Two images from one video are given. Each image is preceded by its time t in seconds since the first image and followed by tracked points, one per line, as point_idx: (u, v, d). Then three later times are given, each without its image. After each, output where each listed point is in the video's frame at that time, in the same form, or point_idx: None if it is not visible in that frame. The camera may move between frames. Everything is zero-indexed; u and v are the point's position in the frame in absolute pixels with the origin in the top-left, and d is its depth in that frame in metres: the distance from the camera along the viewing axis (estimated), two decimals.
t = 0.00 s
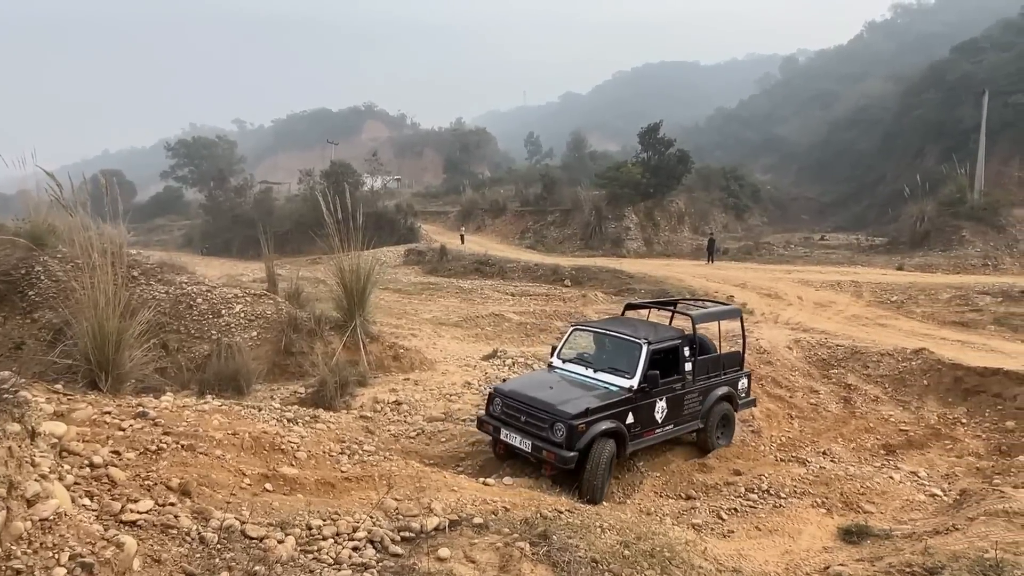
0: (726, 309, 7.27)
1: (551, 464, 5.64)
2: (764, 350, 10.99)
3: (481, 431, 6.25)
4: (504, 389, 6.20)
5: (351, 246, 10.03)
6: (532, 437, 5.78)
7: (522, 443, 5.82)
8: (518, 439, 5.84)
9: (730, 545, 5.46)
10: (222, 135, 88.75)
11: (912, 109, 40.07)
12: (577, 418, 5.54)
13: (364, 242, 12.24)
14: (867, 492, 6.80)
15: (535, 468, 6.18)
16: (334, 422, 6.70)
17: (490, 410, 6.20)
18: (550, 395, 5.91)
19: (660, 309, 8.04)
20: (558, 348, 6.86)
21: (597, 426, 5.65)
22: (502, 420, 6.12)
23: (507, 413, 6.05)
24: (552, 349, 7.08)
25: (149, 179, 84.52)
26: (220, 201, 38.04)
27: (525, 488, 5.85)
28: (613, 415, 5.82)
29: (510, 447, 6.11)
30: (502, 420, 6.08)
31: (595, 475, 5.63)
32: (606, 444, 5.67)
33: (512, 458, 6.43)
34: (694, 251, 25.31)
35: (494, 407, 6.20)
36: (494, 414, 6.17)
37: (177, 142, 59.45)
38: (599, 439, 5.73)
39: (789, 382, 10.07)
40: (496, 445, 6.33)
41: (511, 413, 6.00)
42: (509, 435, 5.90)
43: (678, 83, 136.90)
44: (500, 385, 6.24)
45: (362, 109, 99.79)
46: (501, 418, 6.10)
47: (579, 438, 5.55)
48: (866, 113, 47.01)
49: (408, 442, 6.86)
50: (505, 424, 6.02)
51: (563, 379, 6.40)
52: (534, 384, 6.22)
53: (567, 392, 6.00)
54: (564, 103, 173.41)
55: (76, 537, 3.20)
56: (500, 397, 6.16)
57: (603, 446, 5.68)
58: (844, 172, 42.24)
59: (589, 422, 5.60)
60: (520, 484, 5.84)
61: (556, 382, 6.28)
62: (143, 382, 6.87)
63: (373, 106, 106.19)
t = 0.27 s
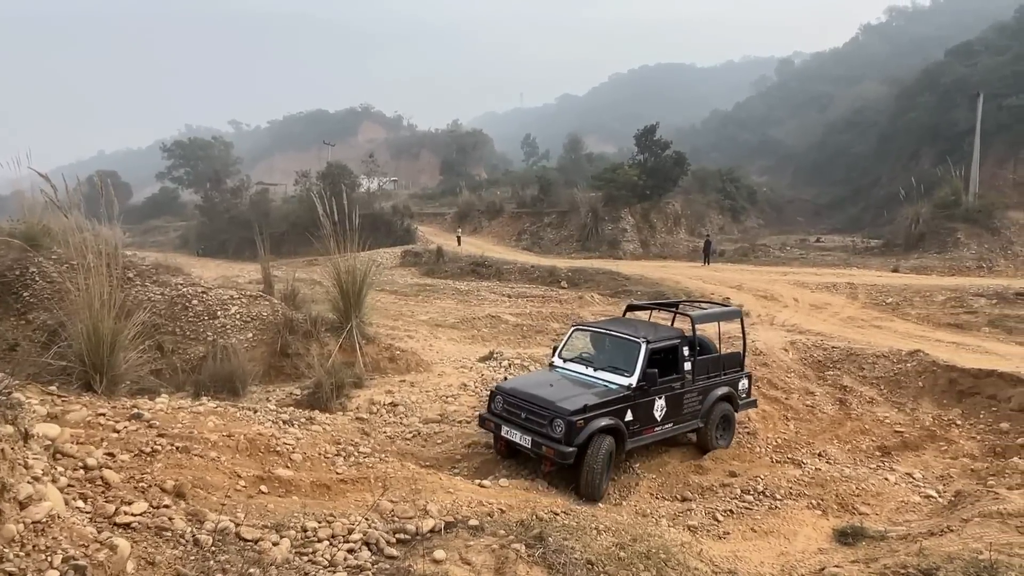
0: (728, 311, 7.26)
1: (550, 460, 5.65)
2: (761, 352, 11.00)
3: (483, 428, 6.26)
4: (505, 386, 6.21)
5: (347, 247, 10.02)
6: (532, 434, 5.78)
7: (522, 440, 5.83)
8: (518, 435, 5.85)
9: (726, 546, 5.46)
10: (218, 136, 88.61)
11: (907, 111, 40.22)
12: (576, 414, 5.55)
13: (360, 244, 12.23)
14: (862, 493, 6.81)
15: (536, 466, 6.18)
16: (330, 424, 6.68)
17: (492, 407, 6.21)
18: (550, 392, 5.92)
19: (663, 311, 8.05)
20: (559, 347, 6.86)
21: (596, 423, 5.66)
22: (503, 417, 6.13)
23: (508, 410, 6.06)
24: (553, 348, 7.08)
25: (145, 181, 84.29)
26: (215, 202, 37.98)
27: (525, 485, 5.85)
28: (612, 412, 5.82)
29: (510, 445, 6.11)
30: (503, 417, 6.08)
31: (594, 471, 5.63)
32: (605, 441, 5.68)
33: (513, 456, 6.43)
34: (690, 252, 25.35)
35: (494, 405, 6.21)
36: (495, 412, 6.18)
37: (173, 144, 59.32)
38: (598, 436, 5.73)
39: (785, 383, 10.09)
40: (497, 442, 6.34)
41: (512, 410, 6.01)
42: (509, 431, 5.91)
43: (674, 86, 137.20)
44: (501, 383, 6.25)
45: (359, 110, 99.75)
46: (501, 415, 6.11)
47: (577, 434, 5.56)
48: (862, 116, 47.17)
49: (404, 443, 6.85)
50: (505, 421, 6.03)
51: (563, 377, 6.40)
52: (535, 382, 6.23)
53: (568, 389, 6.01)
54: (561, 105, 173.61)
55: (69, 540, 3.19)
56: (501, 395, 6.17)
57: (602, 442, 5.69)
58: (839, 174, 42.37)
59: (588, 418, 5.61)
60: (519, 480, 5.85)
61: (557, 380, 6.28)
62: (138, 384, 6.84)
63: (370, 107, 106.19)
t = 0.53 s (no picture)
0: (725, 312, 7.28)
1: (547, 460, 5.65)
2: (756, 354, 11.02)
3: (481, 429, 6.24)
4: (502, 387, 6.20)
5: (344, 248, 10.00)
6: (529, 434, 5.78)
7: (520, 440, 5.83)
8: (516, 436, 5.84)
9: (722, 548, 5.47)
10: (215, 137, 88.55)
11: (902, 114, 40.37)
12: (574, 415, 5.55)
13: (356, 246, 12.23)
14: (857, 495, 6.82)
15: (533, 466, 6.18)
16: (326, 426, 6.68)
17: (489, 407, 6.20)
18: (548, 393, 5.92)
19: (660, 312, 8.07)
20: (557, 348, 6.85)
21: (593, 423, 5.66)
22: (501, 418, 6.12)
23: (505, 411, 6.05)
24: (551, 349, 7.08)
25: (142, 182, 84.20)
26: (212, 203, 37.94)
27: (521, 485, 5.86)
28: (609, 413, 5.83)
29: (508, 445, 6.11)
30: (500, 418, 6.08)
31: (591, 472, 5.64)
32: (602, 442, 5.69)
33: (510, 456, 6.43)
34: (686, 254, 25.39)
35: (492, 405, 6.20)
36: (493, 412, 6.17)
37: (170, 144, 59.23)
38: (595, 437, 5.74)
39: (781, 385, 10.11)
40: (494, 443, 6.34)
41: (509, 411, 6.01)
42: (507, 432, 5.91)
43: (671, 88, 137.51)
44: (500, 383, 6.24)
45: (356, 111, 99.77)
46: (499, 415, 6.10)
47: (575, 435, 5.56)
48: (857, 119, 47.33)
49: (401, 445, 6.84)
50: (503, 422, 6.03)
51: (561, 378, 6.40)
52: (533, 383, 6.22)
53: (566, 390, 6.01)
54: (558, 107, 173.78)
55: (63, 542, 3.19)
56: (499, 395, 6.16)
57: (599, 442, 5.69)
58: (835, 176, 42.49)
59: (586, 419, 5.62)
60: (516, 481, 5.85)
61: (555, 381, 6.28)
62: (133, 385, 6.82)
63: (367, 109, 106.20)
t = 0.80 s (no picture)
0: (719, 314, 7.29)
1: (542, 465, 5.66)
2: (753, 356, 11.03)
3: (475, 433, 6.23)
4: (497, 391, 6.19)
5: (340, 249, 9.99)
6: (525, 438, 5.78)
7: (515, 445, 5.83)
8: (511, 440, 5.84)
9: (717, 549, 5.48)
10: (211, 139, 88.39)
11: (898, 116, 40.51)
12: (569, 419, 5.56)
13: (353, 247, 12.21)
14: (853, 496, 6.84)
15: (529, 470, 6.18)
16: (322, 427, 6.67)
17: (484, 411, 6.19)
18: (543, 396, 5.92)
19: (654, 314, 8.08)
20: (551, 351, 6.85)
21: (589, 427, 5.67)
22: (495, 422, 6.11)
23: (500, 415, 6.05)
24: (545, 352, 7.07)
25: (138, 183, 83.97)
26: (208, 205, 37.84)
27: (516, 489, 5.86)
28: (604, 416, 5.84)
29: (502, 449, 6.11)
30: (495, 422, 6.07)
31: (586, 476, 5.65)
32: (598, 445, 5.69)
33: (505, 460, 6.42)
34: (683, 256, 25.43)
35: (487, 409, 6.19)
36: (488, 416, 6.16)
37: (166, 145, 59.09)
38: (591, 440, 5.74)
39: (777, 386, 10.13)
40: (489, 447, 6.34)
41: (504, 415, 6.01)
42: (502, 436, 5.90)
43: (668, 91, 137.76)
44: (494, 387, 6.24)
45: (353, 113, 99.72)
46: (494, 419, 6.10)
47: (570, 439, 5.57)
48: (853, 121, 47.48)
49: (397, 446, 6.83)
50: (498, 426, 6.02)
51: (556, 382, 6.40)
52: (527, 386, 6.22)
53: (560, 394, 6.01)
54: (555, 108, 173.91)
55: (58, 543, 3.18)
56: (493, 399, 6.16)
57: (594, 446, 5.69)
58: (831, 179, 42.60)
59: (581, 423, 5.62)
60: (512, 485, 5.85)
61: (549, 385, 6.28)
62: (129, 387, 6.80)
63: (364, 110, 106.15)
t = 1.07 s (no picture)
0: (712, 317, 7.31)
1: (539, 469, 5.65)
2: (750, 357, 11.05)
3: (470, 437, 6.21)
4: (491, 394, 6.18)
5: (338, 250, 9.99)
6: (520, 442, 5.77)
7: (510, 448, 5.81)
8: (506, 444, 5.83)
9: (714, 549, 5.48)
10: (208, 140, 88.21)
11: (894, 118, 40.63)
12: (565, 422, 5.56)
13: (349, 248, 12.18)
14: (849, 497, 6.85)
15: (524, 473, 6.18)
16: (320, 428, 6.65)
17: (478, 415, 6.17)
18: (538, 400, 5.91)
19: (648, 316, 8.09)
20: (546, 354, 6.84)
21: (585, 430, 5.67)
22: (490, 426, 6.09)
23: (495, 418, 6.03)
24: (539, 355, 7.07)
25: (134, 184, 83.73)
26: (205, 206, 37.77)
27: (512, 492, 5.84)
28: (600, 419, 5.84)
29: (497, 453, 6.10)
30: (490, 426, 6.05)
31: (583, 479, 5.65)
32: (594, 448, 5.69)
33: (500, 463, 6.39)
34: (680, 257, 25.44)
35: (481, 412, 6.17)
36: (482, 420, 6.14)
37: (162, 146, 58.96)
38: (587, 444, 5.74)
39: (774, 388, 10.14)
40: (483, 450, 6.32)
41: (499, 418, 5.99)
42: (497, 440, 5.89)
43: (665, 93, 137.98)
44: (488, 391, 6.22)
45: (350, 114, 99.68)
46: (489, 423, 6.09)
47: (566, 443, 5.57)
48: (849, 123, 47.61)
49: (394, 447, 6.82)
50: (493, 430, 6.00)
51: (551, 384, 6.39)
52: (522, 389, 6.21)
53: (555, 397, 6.01)
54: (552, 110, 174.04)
55: (54, 544, 3.17)
56: (488, 402, 6.14)
57: (590, 450, 5.70)
58: (827, 180, 42.70)
59: (577, 426, 5.62)
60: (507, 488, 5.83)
61: (544, 388, 6.27)
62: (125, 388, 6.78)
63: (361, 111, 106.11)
